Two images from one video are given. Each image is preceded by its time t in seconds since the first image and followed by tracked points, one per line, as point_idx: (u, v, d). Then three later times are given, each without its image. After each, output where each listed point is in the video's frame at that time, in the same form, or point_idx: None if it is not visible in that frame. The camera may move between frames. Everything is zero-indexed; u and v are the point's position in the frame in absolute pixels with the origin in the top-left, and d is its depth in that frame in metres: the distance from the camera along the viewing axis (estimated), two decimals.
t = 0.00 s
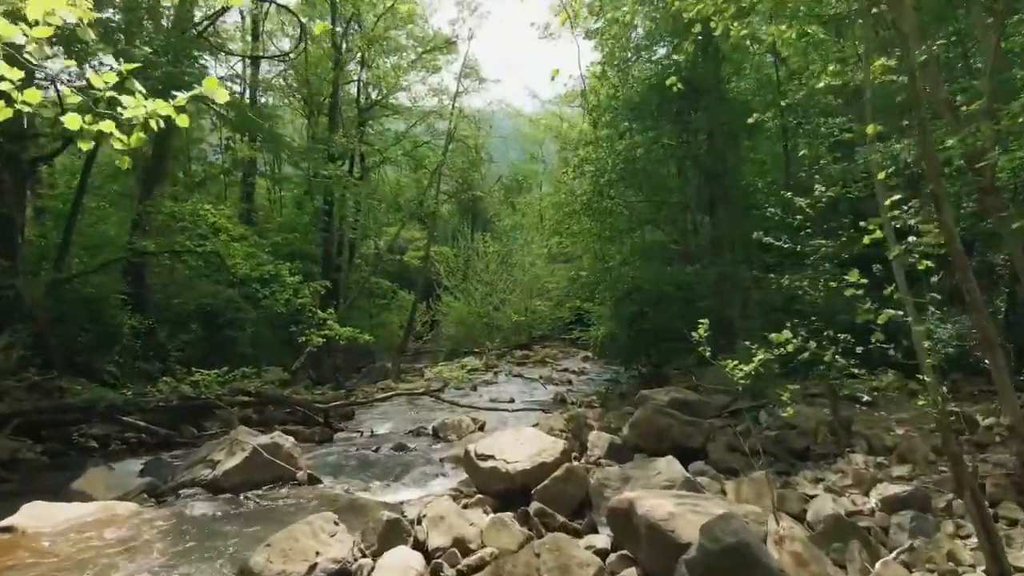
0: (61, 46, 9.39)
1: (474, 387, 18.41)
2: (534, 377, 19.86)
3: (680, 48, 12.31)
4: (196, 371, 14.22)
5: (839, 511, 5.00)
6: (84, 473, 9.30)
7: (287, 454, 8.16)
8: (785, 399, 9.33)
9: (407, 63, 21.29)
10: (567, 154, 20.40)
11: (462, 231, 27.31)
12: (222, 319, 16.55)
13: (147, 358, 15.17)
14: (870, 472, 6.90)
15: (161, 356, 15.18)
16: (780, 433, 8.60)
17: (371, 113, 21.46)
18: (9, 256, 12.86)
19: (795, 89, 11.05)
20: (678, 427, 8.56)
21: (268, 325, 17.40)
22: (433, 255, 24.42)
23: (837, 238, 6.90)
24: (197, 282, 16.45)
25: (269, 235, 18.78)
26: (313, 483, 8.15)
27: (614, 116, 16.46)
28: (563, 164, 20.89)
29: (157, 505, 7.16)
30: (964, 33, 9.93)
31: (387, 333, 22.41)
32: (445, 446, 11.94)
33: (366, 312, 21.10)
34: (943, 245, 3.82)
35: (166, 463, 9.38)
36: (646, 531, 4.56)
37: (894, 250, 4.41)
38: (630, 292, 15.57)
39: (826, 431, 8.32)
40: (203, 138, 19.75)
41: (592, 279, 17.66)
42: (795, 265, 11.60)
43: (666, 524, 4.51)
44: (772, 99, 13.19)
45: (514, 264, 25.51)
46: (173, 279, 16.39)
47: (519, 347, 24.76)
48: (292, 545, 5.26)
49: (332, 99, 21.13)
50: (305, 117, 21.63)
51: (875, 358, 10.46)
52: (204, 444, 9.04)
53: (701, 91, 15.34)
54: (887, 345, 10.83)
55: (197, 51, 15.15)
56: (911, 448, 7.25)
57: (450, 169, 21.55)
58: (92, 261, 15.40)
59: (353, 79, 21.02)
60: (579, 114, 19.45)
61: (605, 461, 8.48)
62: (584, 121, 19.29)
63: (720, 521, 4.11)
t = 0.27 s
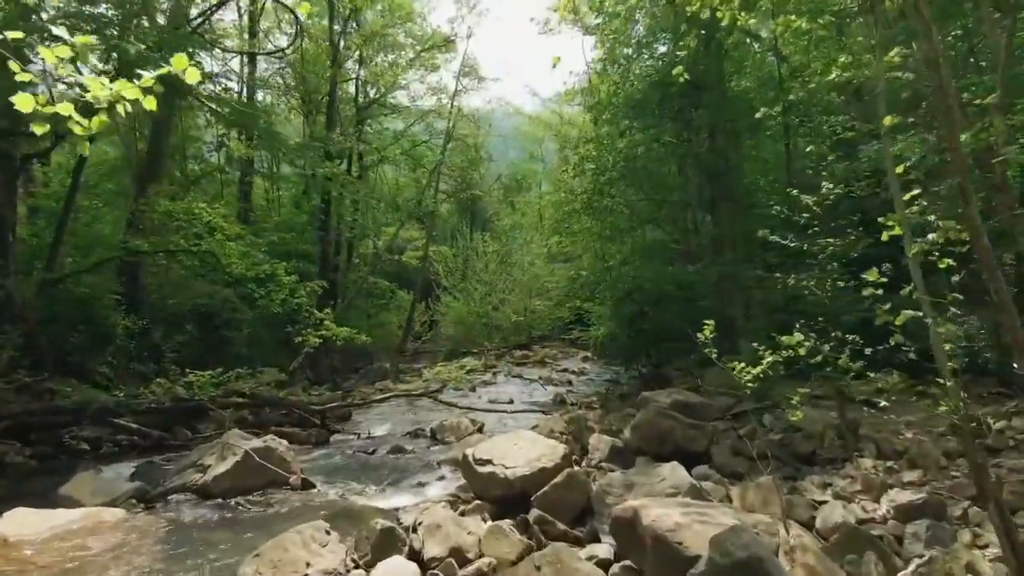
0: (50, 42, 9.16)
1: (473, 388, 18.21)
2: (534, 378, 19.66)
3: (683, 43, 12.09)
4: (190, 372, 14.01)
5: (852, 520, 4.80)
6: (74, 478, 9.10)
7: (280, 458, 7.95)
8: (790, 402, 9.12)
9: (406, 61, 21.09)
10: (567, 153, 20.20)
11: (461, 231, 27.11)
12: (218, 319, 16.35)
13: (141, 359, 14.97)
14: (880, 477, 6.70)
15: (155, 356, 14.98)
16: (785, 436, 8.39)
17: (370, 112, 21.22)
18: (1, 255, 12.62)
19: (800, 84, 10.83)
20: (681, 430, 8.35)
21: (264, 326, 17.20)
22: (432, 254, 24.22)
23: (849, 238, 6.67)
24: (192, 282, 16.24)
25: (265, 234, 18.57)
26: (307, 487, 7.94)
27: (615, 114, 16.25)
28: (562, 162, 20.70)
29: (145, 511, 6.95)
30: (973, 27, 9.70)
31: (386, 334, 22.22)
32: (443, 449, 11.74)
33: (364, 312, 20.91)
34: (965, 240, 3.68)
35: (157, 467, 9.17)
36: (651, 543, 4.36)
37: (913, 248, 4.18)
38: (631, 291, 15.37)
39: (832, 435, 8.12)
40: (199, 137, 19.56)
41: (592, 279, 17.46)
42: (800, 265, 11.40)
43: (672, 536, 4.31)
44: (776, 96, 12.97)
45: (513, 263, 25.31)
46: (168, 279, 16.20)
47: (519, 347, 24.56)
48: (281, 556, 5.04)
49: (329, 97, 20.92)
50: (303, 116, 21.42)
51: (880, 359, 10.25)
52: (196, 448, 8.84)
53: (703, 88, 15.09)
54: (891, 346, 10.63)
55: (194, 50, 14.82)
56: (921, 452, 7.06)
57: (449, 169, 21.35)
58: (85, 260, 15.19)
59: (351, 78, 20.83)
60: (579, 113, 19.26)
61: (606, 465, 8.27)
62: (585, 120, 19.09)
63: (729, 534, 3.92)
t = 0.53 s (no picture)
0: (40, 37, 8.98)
1: (472, 388, 18.03)
2: (533, 378, 19.47)
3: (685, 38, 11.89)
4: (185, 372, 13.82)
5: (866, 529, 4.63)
6: (65, 481, 8.92)
7: (275, 461, 7.76)
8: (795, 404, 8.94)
9: (404, 60, 20.89)
10: (567, 152, 20.02)
11: (460, 230, 26.92)
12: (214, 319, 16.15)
13: (136, 359, 14.78)
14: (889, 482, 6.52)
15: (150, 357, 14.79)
16: (791, 439, 8.20)
17: (368, 111, 20.81)
18: None
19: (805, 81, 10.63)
20: (685, 433, 8.18)
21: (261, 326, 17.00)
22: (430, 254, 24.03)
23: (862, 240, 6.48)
24: (187, 281, 16.05)
25: (262, 233, 18.38)
26: (301, 492, 7.75)
27: (615, 112, 16.05)
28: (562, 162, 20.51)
29: (135, 517, 6.76)
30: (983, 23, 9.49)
31: (384, 334, 22.03)
32: (441, 451, 11.56)
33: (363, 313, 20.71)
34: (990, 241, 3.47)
35: (150, 469, 8.98)
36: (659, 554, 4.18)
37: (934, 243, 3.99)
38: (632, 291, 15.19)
39: (839, 437, 7.94)
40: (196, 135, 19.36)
41: (593, 278, 17.27)
42: (804, 265, 11.23)
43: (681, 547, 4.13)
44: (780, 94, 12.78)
45: (513, 263, 25.13)
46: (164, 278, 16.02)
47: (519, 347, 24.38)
48: (273, 565, 4.86)
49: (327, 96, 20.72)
50: (301, 114, 21.23)
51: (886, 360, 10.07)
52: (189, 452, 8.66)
53: (705, 86, 14.83)
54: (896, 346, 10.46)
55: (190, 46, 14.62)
56: (931, 456, 6.88)
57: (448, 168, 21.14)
58: (79, 259, 14.99)
59: (350, 77, 20.62)
60: (579, 111, 19.07)
61: (608, 468, 8.10)
62: (585, 118, 18.90)
63: (741, 546, 3.79)
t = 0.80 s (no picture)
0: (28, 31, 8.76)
1: (471, 389, 17.83)
2: (533, 378, 19.28)
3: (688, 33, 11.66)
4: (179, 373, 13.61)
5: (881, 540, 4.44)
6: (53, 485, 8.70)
7: (267, 465, 7.55)
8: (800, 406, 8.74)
9: (403, 58, 20.68)
10: (566, 150, 19.82)
11: (459, 230, 26.72)
12: (209, 319, 15.94)
13: (130, 360, 14.57)
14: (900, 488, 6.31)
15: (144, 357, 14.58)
16: (796, 442, 8.00)
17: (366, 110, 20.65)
18: None
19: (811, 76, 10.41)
20: (688, 436, 7.97)
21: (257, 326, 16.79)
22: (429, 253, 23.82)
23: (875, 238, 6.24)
24: (182, 281, 15.84)
25: (259, 232, 18.17)
26: (294, 497, 7.54)
27: (616, 109, 15.82)
28: (562, 160, 20.31)
29: (123, 524, 6.55)
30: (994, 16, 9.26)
31: (382, 334, 21.83)
32: (439, 453, 11.35)
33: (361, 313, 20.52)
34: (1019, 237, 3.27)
35: (140, 473, 8.77)
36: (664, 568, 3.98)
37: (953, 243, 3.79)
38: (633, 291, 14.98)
39: (847, 441, 7.73)
40: (192, 133, 19.13)
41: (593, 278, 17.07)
42: (809, 264, 11.02)
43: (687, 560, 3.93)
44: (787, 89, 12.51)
45: (512, 263, 24.94)
46: (159, 278, 15.82)
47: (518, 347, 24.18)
48: None
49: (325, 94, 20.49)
50: (298, 112, 21.01)
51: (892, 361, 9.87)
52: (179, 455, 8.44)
53: (709, 82, 14.45)
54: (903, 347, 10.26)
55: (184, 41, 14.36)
56: (943, 461, 6.67)
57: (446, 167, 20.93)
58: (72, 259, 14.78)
59: (347, 75, 20.40)
60: (579, 109, 18.87)
61: (609, 472, 7.90)
62: (585, 116, 18.69)
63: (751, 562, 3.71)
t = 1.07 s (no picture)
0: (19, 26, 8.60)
1: (470, 390, 17.65)
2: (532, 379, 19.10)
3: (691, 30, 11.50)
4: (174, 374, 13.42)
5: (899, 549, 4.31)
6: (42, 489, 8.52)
7: (260, 469, 7.37)
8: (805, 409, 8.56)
9: (401, 57, 20.50)
10: (566, 149, 19.65)
11: (458, 229, 26.54)
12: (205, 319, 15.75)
13: (124, 360, 14.39)
14: (910, 493, 6.14)
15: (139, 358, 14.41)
16: (801, 445, 7.83)
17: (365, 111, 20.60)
18: None
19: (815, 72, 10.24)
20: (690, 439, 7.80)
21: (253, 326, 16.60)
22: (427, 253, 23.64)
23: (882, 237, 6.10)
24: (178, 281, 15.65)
25: (255, 232, 17.99)
26: (287, 502, 7.36)
27: (616, 107, 15.64)
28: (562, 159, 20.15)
29: (111, 530, 6.36)
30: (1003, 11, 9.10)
31: (381, 335, 21.65)
32: (437, 456, 11.18)
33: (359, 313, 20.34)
34: None
35: (131, 476, 8.58)
36: None
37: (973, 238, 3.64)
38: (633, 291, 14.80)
39: (853, 444, 7.56)
40: (189, 131, 18.94)
41: (593, 278, 16.90)
42: (812, 264, 10.84)
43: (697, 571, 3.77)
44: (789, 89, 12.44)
45: (511, 263, 24.77)
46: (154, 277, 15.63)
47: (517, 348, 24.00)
48: None
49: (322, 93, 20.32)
50: (295, 111, 20.84)
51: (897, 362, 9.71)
52: (170, 459, 8.26)
53: (712, 80, 14.07)
54: (908, 348, 10.09)
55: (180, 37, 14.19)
56: (953, 464, 6.51)
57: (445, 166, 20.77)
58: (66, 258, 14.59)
59: (345, 73, 20.21)
60: (578, 107, 18.71)
61: (610, 476, 7.72)
62: (585, 114, 18.51)
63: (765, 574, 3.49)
